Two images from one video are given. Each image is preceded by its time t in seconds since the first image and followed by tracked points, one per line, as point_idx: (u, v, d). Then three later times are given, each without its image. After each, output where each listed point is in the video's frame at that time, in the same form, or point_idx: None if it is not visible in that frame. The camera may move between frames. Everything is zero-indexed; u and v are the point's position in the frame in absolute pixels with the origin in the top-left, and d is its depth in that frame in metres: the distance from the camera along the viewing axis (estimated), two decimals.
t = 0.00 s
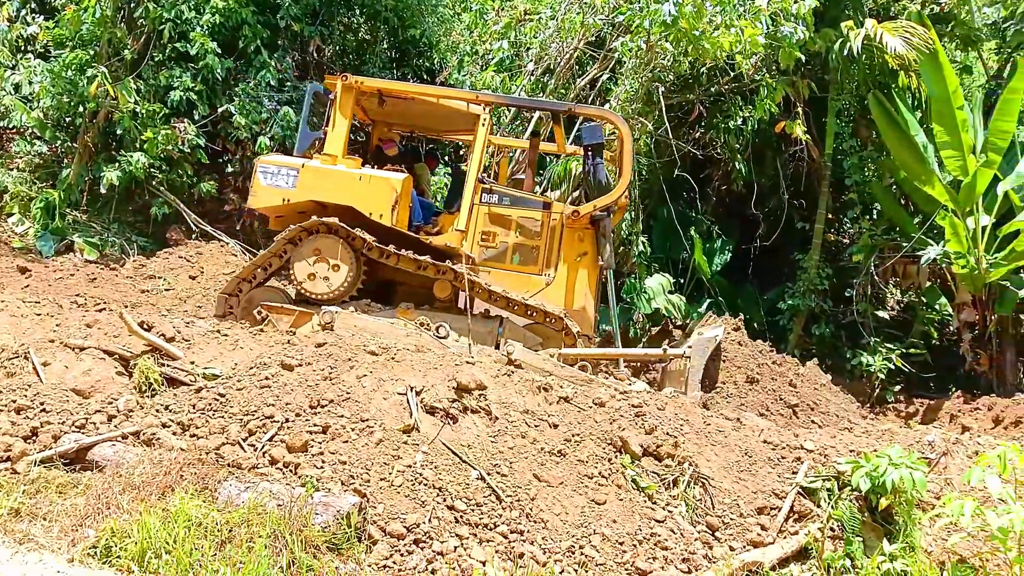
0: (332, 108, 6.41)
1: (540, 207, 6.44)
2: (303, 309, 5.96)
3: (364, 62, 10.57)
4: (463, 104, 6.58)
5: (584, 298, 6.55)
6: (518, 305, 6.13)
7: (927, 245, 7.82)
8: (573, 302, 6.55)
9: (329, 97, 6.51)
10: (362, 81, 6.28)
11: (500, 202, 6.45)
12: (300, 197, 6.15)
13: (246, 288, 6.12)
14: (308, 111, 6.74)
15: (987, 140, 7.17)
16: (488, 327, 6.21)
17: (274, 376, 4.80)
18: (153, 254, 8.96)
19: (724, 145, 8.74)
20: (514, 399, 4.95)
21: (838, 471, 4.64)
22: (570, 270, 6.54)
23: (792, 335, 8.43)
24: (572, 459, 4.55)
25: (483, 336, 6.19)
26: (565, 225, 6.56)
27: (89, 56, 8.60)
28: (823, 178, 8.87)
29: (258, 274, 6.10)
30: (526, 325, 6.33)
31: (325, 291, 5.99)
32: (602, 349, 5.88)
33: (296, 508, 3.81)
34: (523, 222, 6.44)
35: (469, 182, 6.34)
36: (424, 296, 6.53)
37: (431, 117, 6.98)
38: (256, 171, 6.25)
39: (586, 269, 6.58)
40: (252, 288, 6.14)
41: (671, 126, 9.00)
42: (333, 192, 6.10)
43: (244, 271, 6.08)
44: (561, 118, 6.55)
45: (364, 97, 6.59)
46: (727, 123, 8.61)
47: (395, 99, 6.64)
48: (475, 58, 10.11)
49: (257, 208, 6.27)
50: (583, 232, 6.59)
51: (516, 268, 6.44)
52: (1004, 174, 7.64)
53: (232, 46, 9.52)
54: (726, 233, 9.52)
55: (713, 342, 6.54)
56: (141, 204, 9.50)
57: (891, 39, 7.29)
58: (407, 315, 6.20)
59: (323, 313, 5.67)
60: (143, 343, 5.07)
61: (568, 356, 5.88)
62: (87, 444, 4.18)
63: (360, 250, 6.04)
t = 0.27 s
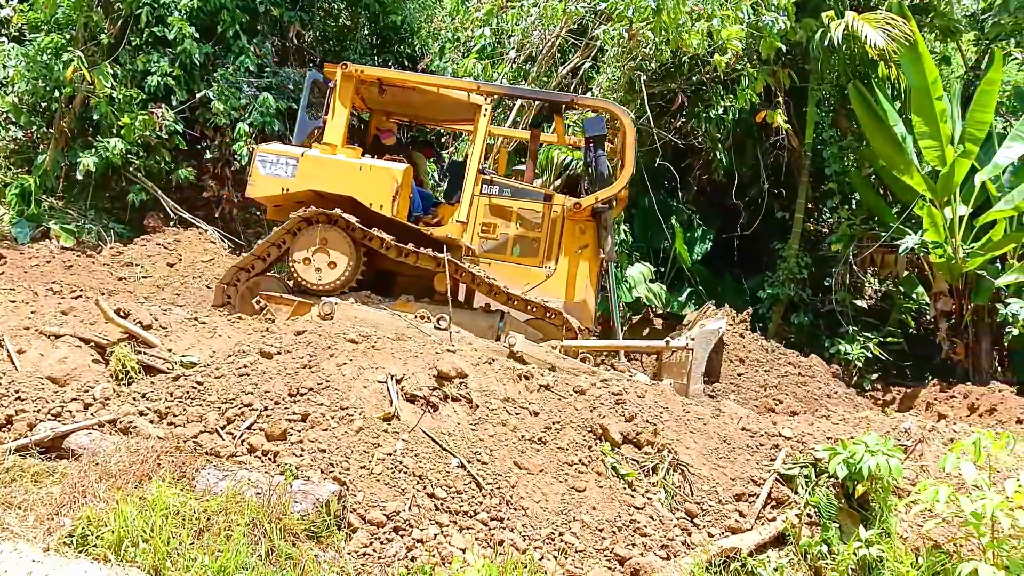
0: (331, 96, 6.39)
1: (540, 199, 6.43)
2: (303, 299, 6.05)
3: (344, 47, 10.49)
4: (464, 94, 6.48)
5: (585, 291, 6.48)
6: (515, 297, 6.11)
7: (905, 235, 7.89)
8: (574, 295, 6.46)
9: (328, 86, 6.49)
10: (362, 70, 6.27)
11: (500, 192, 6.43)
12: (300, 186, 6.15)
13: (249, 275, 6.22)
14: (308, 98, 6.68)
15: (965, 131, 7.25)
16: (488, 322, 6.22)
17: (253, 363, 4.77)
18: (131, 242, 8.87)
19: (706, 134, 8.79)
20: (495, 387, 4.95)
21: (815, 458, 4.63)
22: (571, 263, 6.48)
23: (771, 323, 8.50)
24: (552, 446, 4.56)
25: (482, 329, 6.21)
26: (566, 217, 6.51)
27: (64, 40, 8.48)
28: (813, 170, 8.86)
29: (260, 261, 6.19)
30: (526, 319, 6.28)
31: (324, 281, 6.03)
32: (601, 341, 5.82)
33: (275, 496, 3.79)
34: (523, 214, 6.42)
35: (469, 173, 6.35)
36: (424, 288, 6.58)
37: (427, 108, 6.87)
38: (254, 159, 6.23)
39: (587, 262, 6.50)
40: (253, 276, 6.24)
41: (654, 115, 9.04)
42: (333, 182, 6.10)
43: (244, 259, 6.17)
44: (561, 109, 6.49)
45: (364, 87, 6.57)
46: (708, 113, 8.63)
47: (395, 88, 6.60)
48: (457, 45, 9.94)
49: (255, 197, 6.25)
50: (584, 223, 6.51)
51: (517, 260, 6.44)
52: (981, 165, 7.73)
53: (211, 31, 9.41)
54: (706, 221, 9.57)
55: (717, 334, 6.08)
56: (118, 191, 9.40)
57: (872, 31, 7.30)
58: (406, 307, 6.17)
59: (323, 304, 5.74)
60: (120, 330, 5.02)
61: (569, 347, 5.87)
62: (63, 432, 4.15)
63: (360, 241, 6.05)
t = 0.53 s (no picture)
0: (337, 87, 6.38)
1: (546, 193, 6.46)
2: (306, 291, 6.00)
3: (327, 34, 10.40)
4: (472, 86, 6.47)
5: (590, 287, 6.50)
6: (521, 292, 6.07)
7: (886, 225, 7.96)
8: (579, 291, 6.50)
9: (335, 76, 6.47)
10: (369, 60, 6.24)
11: (506, 185, 6.43)
12: (304, 177, 6.13)
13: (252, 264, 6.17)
14: (312, 87, 6.65)
15: (946, 121, 7.27)
16: (493, 315, 6.19)
17: (235, 352, 4.75)
18: (112, 229, 8.79)
19: (690, 124, 8.72)
20: (478, 376, 4.94)
21: (796, 446, 4.69)
22: (577, 258, 6.50)
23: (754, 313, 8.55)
24: (535, 434, 4.57)
25: (487, 323, 6.18)
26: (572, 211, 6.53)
27: (42, 24, 8.36)
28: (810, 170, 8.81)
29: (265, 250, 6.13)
30: (530, 314, 6.24)
31: (327, 273, 5.98)
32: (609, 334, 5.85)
33: (258, 484, 3.80)
34: (529, 207, 6.44)
35: (475, 166, 6.31)
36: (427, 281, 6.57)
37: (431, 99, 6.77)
38: (258, 149, 6.21)
39: (593, 257, 6.52)
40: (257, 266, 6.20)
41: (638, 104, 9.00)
42: (338, 173, 6.08)
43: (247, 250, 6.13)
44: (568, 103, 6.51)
45: (370, 77, 6.51)
46: (692, 102, 8.63)
47: (402, 79, 6.52)
48: (441, 32, 9.77)
49: (259, 186, 6.24)
50: (590, 218, 6.53)
51: (522, 254, 6.46)
52: (962, 156, 7.76)
53: (192, 16, 9.32)
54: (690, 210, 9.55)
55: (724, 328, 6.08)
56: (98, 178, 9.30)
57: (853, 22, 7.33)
58: (411, 301, 6.17)
59: (327, 297, 5.67)
60: (100, 319, 4.98)
61: (574, 341, 5.87)
62: (42, 421, 4.12)
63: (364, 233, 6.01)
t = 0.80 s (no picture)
0: (341, 81, 6.33)
1: (552, 190, 6.45)
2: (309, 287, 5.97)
3: (311, 24, 10.32)
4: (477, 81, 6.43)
5: (594, 285, 6.57)
6: (527, 291, 6.11)
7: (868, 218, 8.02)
8: (584, 288, 6.56)
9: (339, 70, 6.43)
10: (374, 54, 6.21)
11: (511, 182, 6.43)
12: (309, 172, 6.11)
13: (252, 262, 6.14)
14: (318, 81, 6.71)
15: (928, 115, 7.33)
16: (498, 313, 6.21)
17: (216, 344, 4.72)
18: (92, 221, 8.71)
19: (674, 116, 8.78)
20: (462, 368, 4.94)
21: (778, 438, 4.67)
22: (582, 256, 6.54)
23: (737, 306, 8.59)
24: (519, 427, 4.57)
25: (492, 322, 6.21)
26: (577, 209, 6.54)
27: (21, 13, 8.25)
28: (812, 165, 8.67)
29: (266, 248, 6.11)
30: (536, 312, 6.28)
31: (332, 270, 5.97)
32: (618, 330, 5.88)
33: (239, 477, 3.77)
34: (534, 205, 6.44)
35: (481, 163, 6.28)
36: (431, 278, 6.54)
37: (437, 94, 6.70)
38: (263, 143, 6.18)
39: (597, 255, 6.57)
40: (259, 262, 6.17)
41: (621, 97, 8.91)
42: (343, 168, 6.06)
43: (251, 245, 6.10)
44: (575, 99, 6.45)
45: (375, 72, 6.48)
46: (676, 95, 8.64)
47: (408, 74, 6.49)
48: (425, 23, 9.81)
49: (262, 180, 6.21)
50: (595, 217, 6.56)
51: (526, 251, 6.47)
52: (943, 150, 7.82)
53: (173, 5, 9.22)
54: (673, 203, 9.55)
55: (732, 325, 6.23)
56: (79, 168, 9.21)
57: (835, 14, 7.33)
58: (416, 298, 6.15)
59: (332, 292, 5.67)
60: (79, 311, 4.94)
61: (581, 337, 5.84)
62: (20, 414, 4.09)
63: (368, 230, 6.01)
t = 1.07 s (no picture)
0: (346, 76, 6.27)
1: (558, 189, 6.41)
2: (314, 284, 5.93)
3: (293, 15, 10.24)
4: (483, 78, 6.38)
5: (600, 285, 6.43)
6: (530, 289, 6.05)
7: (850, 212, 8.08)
8: (589, 288, 6.43)
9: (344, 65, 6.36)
10: (379, 50, 6.14)
11: (516, 180, 6.39)
12: (313, 169, 6.06)
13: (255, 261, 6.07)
14: (321, 77, 6.64)
15: (910, 110, 7.36)
16: (503, 312, 6.18)
17: (196, 337, 4.69)
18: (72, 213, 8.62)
19: (658, 110, 8.72)
20: (445, 362, 4.93)
21: (759, 431, 4.71)
22: (587, 255, 6.43)
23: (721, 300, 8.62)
24: (501, 420, 4.57)
25: (497, 320, 6.18)
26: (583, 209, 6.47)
27: None
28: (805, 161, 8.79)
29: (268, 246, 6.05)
30: (540, 311, 6.21)
31: (338, 267, 5.93)
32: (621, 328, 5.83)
33: (219, 472, 3.75)
34: (539, 203, 6.39)
35: (487, 161, 6.24)
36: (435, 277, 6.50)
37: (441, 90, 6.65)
38: (268, 139, 6.12)
39: (603, 255, 6.46)
40: (262, 260, 6.09)
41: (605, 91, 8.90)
42: (348, 165, 6.01)
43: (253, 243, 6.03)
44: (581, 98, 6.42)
45: (380, 67, 6.42)
46: (660, 89, 8.65)
47: (412, 70, 6.44)
48: (409, 15, 9.64)
49: (267, 176, 6.16)
50: (602, 216, 6.47)
51: (531, 250, 6.40)
52: (924, 144, 7.87)
53: None
54: (656, 196, 9.57)
55: (738, 322, 5.98)
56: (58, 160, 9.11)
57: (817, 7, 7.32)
58: (419, 296, 6.14)
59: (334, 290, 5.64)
60: (58, 304, 4.89)
61: (588, 334, 5.87)
62: None
63: (372, 227, 6.00)
